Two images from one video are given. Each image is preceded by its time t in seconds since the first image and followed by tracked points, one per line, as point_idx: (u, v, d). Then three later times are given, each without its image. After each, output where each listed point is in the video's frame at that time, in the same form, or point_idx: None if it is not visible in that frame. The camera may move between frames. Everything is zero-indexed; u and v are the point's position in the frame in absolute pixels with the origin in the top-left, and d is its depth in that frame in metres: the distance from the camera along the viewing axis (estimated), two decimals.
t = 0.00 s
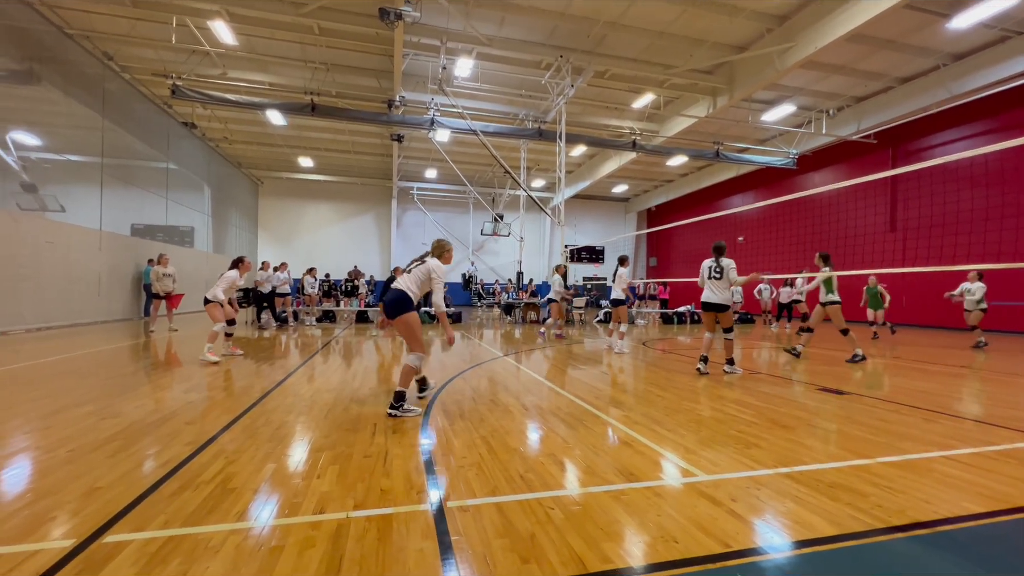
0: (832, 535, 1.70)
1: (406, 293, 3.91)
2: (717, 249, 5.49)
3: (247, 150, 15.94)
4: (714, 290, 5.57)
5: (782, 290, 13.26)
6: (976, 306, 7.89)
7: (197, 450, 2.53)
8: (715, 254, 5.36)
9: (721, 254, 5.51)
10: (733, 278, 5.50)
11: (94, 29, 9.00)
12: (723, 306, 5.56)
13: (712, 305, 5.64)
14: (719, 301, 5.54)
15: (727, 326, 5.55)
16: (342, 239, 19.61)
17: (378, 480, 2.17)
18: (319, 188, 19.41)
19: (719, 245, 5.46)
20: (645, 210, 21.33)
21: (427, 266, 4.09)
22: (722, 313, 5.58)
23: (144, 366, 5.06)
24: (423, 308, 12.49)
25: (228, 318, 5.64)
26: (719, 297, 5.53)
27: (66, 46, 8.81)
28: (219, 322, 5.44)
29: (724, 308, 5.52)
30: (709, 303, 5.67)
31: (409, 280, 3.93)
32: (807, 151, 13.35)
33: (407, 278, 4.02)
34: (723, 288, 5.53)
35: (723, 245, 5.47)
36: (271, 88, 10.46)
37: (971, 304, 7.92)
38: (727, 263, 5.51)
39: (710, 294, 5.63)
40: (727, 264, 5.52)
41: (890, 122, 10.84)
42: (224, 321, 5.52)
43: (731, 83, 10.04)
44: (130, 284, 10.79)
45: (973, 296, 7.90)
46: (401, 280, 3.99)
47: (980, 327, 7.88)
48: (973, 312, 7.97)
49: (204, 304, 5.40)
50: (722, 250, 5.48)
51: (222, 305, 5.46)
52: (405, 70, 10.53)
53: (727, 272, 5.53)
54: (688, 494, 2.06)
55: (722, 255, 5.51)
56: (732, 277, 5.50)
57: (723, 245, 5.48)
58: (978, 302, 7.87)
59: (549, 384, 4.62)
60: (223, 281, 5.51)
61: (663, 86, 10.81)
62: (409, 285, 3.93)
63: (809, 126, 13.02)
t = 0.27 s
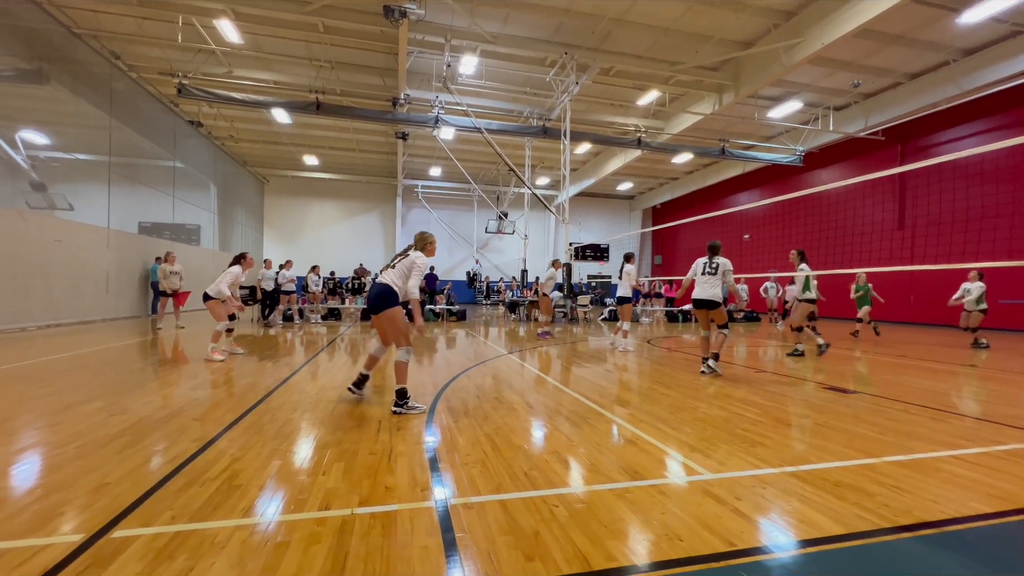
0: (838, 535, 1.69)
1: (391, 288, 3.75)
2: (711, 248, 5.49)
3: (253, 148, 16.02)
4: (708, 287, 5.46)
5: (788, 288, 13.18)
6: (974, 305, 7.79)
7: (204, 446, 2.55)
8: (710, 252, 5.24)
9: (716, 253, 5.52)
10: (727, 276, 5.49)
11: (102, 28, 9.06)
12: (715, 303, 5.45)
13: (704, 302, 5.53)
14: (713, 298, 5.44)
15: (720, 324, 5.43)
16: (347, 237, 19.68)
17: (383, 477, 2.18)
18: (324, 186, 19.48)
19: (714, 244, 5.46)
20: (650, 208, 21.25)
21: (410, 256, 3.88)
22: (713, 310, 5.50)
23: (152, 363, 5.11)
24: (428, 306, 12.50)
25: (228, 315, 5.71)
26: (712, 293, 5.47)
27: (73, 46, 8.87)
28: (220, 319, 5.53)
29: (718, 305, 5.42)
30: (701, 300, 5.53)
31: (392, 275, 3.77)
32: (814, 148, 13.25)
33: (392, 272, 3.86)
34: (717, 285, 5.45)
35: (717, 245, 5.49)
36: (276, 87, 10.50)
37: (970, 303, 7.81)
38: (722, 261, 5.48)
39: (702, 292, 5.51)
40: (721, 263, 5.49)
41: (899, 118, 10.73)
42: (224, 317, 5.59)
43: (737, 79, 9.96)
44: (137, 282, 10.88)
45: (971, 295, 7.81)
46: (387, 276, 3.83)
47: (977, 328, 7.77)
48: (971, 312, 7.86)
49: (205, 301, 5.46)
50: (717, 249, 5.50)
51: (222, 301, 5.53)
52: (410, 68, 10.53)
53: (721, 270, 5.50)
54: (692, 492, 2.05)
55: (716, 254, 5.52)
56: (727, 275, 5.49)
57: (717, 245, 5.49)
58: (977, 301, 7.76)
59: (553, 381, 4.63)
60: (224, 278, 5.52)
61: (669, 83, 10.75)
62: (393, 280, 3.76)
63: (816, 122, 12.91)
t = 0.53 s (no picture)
0: (844, 534, 1.68)
1: (369, 292, 3.83)
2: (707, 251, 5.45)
3: (258, 147, 16.08)
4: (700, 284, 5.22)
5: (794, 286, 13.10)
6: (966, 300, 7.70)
7: (211, 443, 2.57)
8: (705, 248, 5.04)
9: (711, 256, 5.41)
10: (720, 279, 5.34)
11: (108, 27, 9.12)
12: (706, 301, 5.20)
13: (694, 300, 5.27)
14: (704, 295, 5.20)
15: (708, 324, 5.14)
16: (351, 235, 19.73)
17: (388, 474, 2.19)
18: (328, 184, 19.53)
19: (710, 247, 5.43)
20: (655, 205, 21.18)
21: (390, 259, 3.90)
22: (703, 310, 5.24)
23: (159, 360, 5.14)
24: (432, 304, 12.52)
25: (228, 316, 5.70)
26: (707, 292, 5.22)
27: (80, 45, 8.91)
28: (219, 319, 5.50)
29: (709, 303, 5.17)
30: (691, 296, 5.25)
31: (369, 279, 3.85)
32: (821, 145, 13.15)
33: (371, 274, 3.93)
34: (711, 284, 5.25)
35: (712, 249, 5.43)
36: (281, 85, 10.52)
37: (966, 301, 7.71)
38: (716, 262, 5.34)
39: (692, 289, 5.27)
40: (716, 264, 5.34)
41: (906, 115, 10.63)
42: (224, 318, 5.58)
43: (743, 76, 9.90)
44: (144, 280, 10.96)
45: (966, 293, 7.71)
46: (366, 276, 3.92)
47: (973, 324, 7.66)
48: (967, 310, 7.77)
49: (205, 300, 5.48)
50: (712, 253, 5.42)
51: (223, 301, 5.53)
52: (414, 66, 10.52)
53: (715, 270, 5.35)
54: (697, 491, 2.05)
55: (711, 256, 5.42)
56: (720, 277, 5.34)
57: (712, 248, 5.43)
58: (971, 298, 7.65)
59: (557, 379, 4.63)
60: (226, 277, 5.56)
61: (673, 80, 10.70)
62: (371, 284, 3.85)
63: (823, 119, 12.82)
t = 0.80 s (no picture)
0: (850, 533, 1.68)
1: (365, 290, 3.86)
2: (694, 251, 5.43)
3: (263, 145, 16.15)
4: (690, 286, 5.29)
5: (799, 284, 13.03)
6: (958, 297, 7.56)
7: (218, 440, 2.60)
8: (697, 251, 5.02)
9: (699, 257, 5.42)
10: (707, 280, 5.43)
11: (115, 26, 9.17)
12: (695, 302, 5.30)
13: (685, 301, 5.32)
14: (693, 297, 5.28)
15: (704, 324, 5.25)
16: (356, 234, 19.79)
17: (393, 471, 2.20)
18: (333, 183, 19.60)
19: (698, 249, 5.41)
20: (659, 203, 21.11)
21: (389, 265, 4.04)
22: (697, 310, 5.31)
23: (166, 358, 5.18)
24: (436, 302, 12.54)
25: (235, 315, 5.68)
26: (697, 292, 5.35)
27: (87, 45, 8.98)
28: (225, 318, 5.49)
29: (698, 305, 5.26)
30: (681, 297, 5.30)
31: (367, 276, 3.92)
32: (827, 142, 13.06)
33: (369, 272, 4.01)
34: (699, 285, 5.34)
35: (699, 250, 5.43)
36: (286, 84, 10.57)
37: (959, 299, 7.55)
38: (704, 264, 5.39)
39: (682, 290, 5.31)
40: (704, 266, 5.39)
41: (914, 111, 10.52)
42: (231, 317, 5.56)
43: (749, 73, 9.84)
44: (151, 278, 11.04)
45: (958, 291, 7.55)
46: (362, 275, 3.98)
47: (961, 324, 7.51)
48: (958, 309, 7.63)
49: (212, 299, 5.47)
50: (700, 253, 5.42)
51: (230, 299, 5.53)
52: (418, 64, 10.52)
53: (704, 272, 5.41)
54: (702, 489, 2.05)
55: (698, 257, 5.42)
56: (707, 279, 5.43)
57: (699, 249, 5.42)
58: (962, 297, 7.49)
59: (561, 378, 4.63)
60: (234, 275, 5.57)
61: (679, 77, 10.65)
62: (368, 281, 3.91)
63: (829, 116, 12.72)
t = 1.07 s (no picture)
0: (856, 533, 1.67)
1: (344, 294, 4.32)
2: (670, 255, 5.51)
3: (268, 144, 16.20)
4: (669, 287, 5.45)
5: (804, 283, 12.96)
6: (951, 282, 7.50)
7: (224, 438, 2.62)
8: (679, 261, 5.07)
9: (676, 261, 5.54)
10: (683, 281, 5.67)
11: (121, 26, 9.23)
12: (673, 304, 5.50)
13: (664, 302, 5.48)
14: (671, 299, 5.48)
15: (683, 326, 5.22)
16: (360, 232, 19.83)
17: (398, 469, 2.21)
18: (338, 181, 19.65)
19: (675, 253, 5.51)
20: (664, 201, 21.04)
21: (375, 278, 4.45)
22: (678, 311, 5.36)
23: (172, 356, 5.22)
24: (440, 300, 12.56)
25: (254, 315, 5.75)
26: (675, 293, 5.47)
27: (94, 45, 9.02)
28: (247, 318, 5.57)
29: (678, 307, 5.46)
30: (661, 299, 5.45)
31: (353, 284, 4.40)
32: (833, 140, 12.97)
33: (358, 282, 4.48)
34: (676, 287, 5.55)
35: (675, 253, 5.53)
36: (290, 83, 10.60)
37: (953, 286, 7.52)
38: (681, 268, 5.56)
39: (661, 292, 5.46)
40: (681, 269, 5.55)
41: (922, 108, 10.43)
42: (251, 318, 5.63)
43: (754, 70, 9.78)
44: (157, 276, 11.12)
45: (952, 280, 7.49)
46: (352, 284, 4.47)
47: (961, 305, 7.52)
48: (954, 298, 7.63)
49: (229, 302, 5.51)
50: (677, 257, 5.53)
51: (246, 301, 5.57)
52: (422, 62, 10.51)
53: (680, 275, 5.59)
54: (707, 489, 2.04)
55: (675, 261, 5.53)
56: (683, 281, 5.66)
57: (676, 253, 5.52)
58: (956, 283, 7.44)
59: (565, 376, 4.63)
60: (251, 277, 5.58)
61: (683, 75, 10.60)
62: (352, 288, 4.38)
63: (836, 114, 12.63)
